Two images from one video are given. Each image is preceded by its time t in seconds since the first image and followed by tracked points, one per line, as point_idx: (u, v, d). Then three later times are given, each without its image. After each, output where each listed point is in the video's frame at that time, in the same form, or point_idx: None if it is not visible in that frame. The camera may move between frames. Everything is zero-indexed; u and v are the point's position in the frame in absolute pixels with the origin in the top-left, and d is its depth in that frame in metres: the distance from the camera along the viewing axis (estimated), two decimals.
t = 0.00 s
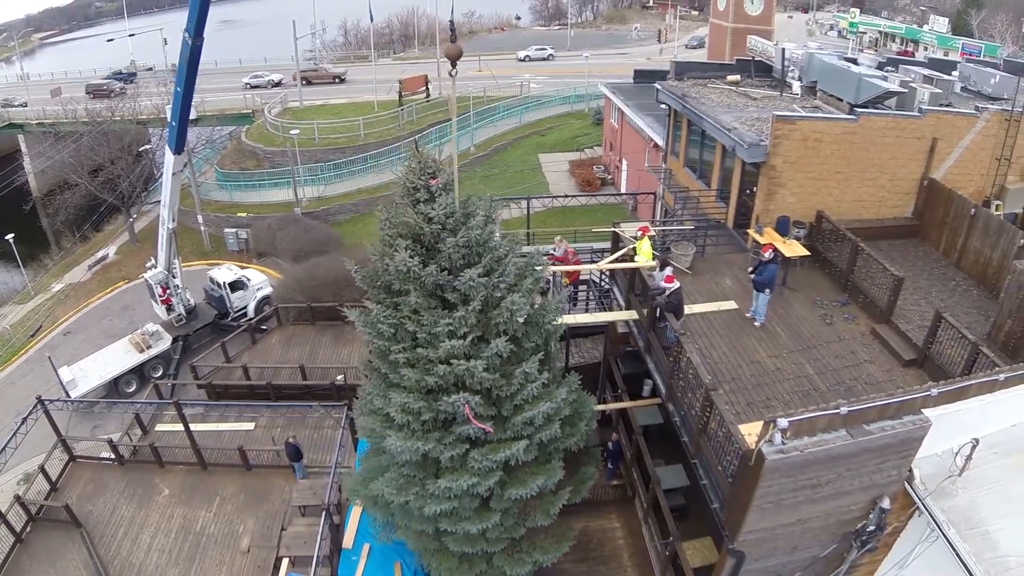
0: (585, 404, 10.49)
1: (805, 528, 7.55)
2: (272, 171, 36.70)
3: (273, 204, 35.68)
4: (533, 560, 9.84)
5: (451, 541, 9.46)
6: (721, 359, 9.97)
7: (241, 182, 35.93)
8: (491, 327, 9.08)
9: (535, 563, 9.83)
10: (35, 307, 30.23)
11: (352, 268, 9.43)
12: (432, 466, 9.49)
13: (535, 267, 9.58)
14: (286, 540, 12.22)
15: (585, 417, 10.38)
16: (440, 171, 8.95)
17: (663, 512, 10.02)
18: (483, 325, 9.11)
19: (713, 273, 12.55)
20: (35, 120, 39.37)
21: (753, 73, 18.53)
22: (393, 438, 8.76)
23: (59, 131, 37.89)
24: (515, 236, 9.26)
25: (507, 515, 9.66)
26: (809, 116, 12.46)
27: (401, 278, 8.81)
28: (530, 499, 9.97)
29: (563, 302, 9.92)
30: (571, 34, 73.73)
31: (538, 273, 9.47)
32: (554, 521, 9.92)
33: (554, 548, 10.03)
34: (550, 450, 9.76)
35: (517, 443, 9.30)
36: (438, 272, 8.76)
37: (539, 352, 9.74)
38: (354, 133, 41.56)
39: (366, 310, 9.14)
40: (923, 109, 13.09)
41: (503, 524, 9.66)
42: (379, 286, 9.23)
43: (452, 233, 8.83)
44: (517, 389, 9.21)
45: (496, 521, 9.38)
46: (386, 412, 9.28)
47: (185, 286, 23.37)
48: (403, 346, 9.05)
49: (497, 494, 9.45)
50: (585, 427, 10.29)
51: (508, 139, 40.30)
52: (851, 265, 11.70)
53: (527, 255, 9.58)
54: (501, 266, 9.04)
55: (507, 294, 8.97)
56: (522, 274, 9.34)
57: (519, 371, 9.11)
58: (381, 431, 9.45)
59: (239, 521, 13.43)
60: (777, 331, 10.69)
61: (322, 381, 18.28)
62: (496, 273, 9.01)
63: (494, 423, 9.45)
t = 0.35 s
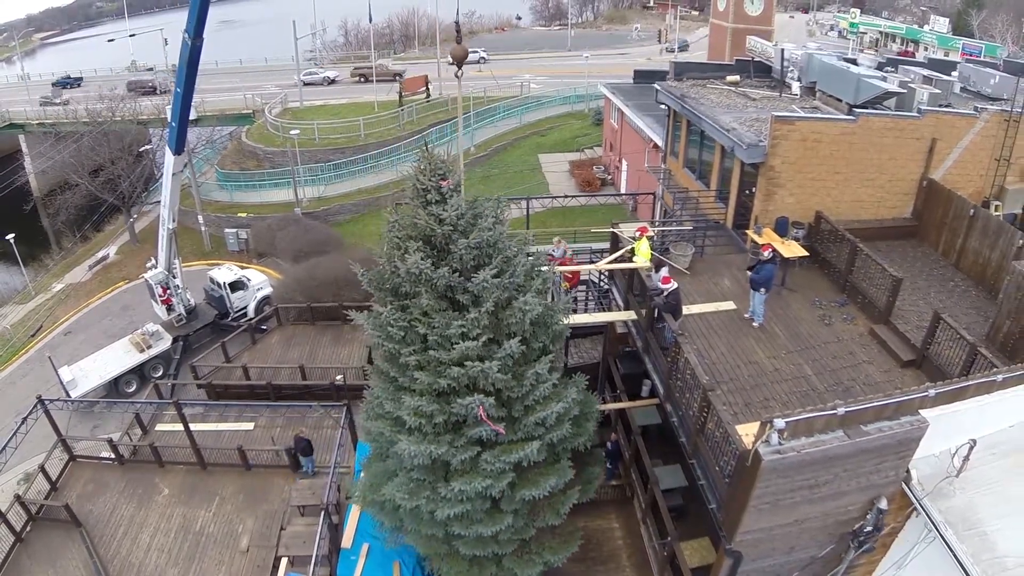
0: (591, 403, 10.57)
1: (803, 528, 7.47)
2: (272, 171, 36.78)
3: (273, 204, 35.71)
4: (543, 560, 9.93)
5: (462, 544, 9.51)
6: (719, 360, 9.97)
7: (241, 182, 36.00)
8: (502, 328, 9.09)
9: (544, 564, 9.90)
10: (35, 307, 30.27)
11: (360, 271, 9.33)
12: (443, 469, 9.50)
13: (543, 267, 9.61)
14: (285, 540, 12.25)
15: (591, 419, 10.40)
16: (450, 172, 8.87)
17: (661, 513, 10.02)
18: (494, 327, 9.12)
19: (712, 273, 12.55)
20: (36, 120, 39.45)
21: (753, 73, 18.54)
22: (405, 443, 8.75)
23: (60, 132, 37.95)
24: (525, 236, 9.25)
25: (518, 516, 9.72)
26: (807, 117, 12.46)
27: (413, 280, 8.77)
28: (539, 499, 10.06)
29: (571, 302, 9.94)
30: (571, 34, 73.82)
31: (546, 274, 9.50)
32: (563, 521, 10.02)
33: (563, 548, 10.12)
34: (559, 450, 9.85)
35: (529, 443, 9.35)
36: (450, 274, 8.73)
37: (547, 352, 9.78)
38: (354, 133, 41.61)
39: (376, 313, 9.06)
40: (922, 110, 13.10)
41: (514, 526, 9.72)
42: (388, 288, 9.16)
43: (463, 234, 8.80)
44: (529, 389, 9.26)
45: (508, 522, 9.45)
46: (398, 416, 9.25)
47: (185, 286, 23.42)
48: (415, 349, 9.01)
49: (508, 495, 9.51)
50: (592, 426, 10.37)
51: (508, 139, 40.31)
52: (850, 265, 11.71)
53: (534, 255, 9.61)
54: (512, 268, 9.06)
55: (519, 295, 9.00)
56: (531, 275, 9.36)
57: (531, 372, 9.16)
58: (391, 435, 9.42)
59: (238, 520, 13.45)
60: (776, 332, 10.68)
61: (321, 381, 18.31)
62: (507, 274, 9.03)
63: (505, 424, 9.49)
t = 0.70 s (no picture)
0: (593, 399, 10.72)
1: (802, 529, 7.37)
2: (272, 171, 36.82)
3: (273, 204, 35.72)
4: (554, 557, 10.25)
5: (474, 546, 9.73)
6: (719, 361, 9.96)
7: (242, 182, 36.06)
8: (506, 328, 9.14)
9: (556, 561, 10.25)
10: (36, 307, 30.30)
11: (360, 277, 9.28)
12: (452, 471, 9.64)
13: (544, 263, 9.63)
14: (285, 539, 12.28)
15: (594, 416, 10.63)
16: (447, 172, 8.82)
17: (661, 513, 9.98)
18: (498, 327, 9.16)
19: (712, 274, 12.54)
20: (37, 120, 39.50)
21: (753, 73, 18.52)
22: (415, 448, 8.83)
23: (61, 132, 37.98)
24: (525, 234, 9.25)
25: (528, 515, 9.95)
26: (807, 117, 12.45)
27: (417, 284, 8.75)
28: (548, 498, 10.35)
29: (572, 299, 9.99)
30: (571, 35, 73.86)
31: (547, 270, 9.53)
32: (573, 517, 10.41)
33: (572, 545, 10.47)
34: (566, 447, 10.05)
35: (536, 442, 9.49)
36: (453, 276, 8.72)
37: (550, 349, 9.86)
38: (354, 133, 41.65)
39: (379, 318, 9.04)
40: (922, 110, 13.10)
41: (524, 525, 9.97)
42: (390, 292, 9.14)
43: (464, 235, 8.77)
44: (535, 387, 9.36)
45: (519, 521, 9.69)
46: (405, 421, 9.31)
47: (185, 286, 23.47)
48: (420, 353, 9.05)
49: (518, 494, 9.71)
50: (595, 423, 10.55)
51: (508, 139, 40.32)
52: (850, 265, 11.69)
53: (534, 253, 9.63)
54: (515, 266, 9.08)
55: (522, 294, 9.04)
56: (533, 272, 9.38)
57: (537, 370, 9.26)
58: (398, 440, 9.50)
59: (237, 520, 13.44)
60: (776, 333, 10.65)
61: (321, 381, 18.39)
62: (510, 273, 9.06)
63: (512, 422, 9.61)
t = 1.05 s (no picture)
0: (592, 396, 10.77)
1: (801, 530, 7.29)
2: (272, 170, 36.80)
3: (273, 204, 35.69)
4: (560, 556, 10.42)
5: (479, 548, 9.84)
6: (718, 361, 9.92)
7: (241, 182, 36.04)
8: (506, 328, 9.12)
9: (562, 559, 10.42)
10: (35, 307, 30.26)
11: (356, 282, 9.25)
12: (456, 474, 9.71)
13: (541, 261, 9.62)
14: (284, 539, 12.23)
15: (595, 413, 10.69)
16: (441, 174, 8.87)
17: (660, 514, 9.95)
18: (497, 328, 9.14)
19: (711, 274, 12.50)
20: (36, 119, 39.45)
21: (753, 73, 18.48)
22: (418, 452, 8.86)
23: (60, 131, 37.93)
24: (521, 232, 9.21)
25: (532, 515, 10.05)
26: (807, 116, 12.42)
27: (415, 287, 8.72)
28: (552, 497, 10.49)
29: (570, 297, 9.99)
30: (572, 35, 73.84)
31: (544, 268, 9.51)
32: (577, 514, 10.58)
33: (576, 544, 10.64)
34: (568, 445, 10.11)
35: (537, 441, 9.54)
36: (451, 278, 8.68)
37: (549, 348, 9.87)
38: (354, 133, 41.62)
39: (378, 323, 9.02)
40: (922, 110, 13.07)
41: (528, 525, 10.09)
42: (387, 296, 9.11)
43: (461, 235, 8.72)
44: (535, 387, 9.39)
45: (524, 521, 9.80)
46: (406, 425, 9.33)
47: (185, 286, 23.57)
48: (420, 357, 9.04)
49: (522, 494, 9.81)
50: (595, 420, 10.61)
51: (508, 139, 40.29)
52: (850, 265, 11.67)
53: (531, 251, 9.61)
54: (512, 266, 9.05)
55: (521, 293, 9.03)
56: (530, 271, 9.36)
57: (537, 370, 9.28)
58: (400, 445, 9.53)
59: (236, 520, 13.41)
60: (775, 334, 10.61)
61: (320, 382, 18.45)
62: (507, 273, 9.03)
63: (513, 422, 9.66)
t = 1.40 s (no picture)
0: (595, 395, 10.77)
1: (804, 529, 7.25)
2: (272, 169, 36.78)
3: (273, 203, 35.68)
4: (563, 554, 10.45)
5: (481, 547, 9.85)
6: (720, 359, 9.90)
7: (242, 181, 36.01)
8: (510, 326, 9.12)
9: (564, 559, 10.46)
10: (36, 306, 30.27)
11: (361, 281, 9.25)
12: (458, 472, 9.72)
13: (544, 259, 9.62)
14: (284, 539, 12.19)
15: (597, 411, 10.70)
16: (446, 171, 8.66)
17: (662, 513, 9.92)
18: (502, 326, 9.14)
19: (713, 272, 12.47)
20: (37, 118, 39.45)
21: (755, 72, 18.44)
22: (421, 450, 8.89)
23: (61, 130, 37.93)
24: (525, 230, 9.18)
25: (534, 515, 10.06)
26: (809, 115, 12.39)
27: (419, 285, 8.72)
28: (554, 496, 10.50)
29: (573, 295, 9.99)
30: (573, 34, 73.83)
31: (548, 266, 9.50)
32: (579, 513, 10.60)
33: (578, 543, 10.64)
34: (570, 443, 10.13)
35: (540, 440, 9.54)
36: (456, 275, 8.67)
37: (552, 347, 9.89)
38: (355, 132, 41.63)
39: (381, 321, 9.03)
40: (925, 109, 13.04)
41: (530, 524, 10.08)
42: (391, 294, 9.14)
43: (465, 233, 8.71)
44: (539, 385, 9.40)
45: (526, 520, 9.81)
46: (410, 423, 9.34)
47: (185, 285, 23.81)
48: (424, 356, 9.06)
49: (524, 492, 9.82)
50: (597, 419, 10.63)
51: (509, 138, 40.31)
52: (853, 264, 11.64)
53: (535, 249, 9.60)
54: (516, 264, 9.05)
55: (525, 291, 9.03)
56: (534, 269, 9.36)
57: (541, 369, 9.30)
58: (403, 443, 9.56)
59: (236, 520, 13.39)
60: (778, 333, 10.56)
61: (321, 381, 18.57)
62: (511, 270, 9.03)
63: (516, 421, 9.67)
